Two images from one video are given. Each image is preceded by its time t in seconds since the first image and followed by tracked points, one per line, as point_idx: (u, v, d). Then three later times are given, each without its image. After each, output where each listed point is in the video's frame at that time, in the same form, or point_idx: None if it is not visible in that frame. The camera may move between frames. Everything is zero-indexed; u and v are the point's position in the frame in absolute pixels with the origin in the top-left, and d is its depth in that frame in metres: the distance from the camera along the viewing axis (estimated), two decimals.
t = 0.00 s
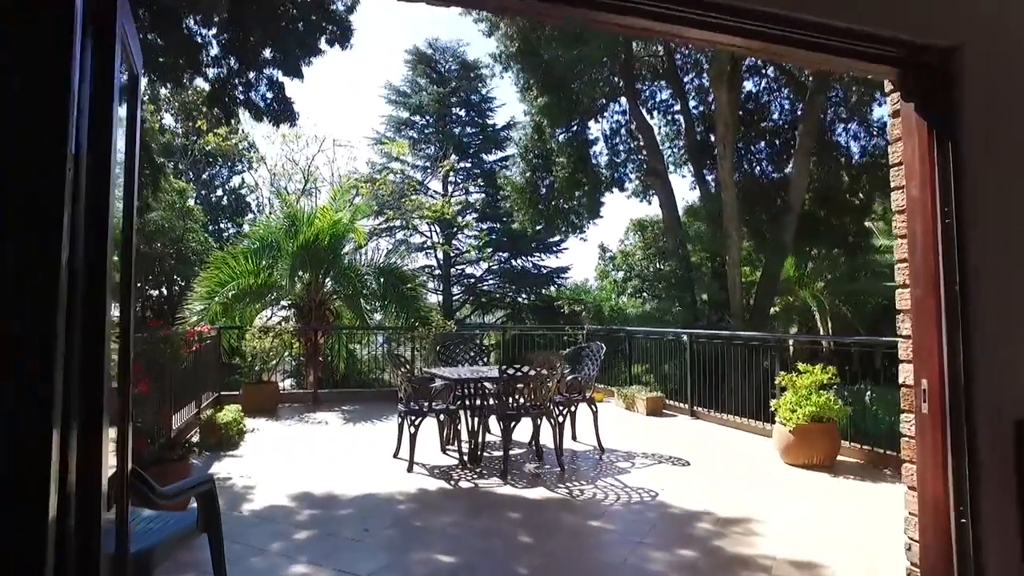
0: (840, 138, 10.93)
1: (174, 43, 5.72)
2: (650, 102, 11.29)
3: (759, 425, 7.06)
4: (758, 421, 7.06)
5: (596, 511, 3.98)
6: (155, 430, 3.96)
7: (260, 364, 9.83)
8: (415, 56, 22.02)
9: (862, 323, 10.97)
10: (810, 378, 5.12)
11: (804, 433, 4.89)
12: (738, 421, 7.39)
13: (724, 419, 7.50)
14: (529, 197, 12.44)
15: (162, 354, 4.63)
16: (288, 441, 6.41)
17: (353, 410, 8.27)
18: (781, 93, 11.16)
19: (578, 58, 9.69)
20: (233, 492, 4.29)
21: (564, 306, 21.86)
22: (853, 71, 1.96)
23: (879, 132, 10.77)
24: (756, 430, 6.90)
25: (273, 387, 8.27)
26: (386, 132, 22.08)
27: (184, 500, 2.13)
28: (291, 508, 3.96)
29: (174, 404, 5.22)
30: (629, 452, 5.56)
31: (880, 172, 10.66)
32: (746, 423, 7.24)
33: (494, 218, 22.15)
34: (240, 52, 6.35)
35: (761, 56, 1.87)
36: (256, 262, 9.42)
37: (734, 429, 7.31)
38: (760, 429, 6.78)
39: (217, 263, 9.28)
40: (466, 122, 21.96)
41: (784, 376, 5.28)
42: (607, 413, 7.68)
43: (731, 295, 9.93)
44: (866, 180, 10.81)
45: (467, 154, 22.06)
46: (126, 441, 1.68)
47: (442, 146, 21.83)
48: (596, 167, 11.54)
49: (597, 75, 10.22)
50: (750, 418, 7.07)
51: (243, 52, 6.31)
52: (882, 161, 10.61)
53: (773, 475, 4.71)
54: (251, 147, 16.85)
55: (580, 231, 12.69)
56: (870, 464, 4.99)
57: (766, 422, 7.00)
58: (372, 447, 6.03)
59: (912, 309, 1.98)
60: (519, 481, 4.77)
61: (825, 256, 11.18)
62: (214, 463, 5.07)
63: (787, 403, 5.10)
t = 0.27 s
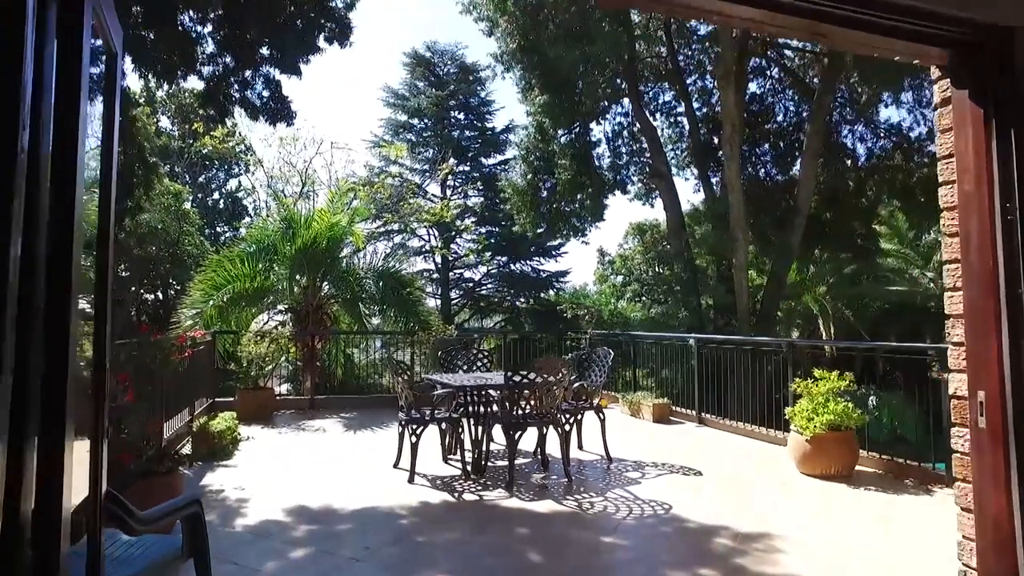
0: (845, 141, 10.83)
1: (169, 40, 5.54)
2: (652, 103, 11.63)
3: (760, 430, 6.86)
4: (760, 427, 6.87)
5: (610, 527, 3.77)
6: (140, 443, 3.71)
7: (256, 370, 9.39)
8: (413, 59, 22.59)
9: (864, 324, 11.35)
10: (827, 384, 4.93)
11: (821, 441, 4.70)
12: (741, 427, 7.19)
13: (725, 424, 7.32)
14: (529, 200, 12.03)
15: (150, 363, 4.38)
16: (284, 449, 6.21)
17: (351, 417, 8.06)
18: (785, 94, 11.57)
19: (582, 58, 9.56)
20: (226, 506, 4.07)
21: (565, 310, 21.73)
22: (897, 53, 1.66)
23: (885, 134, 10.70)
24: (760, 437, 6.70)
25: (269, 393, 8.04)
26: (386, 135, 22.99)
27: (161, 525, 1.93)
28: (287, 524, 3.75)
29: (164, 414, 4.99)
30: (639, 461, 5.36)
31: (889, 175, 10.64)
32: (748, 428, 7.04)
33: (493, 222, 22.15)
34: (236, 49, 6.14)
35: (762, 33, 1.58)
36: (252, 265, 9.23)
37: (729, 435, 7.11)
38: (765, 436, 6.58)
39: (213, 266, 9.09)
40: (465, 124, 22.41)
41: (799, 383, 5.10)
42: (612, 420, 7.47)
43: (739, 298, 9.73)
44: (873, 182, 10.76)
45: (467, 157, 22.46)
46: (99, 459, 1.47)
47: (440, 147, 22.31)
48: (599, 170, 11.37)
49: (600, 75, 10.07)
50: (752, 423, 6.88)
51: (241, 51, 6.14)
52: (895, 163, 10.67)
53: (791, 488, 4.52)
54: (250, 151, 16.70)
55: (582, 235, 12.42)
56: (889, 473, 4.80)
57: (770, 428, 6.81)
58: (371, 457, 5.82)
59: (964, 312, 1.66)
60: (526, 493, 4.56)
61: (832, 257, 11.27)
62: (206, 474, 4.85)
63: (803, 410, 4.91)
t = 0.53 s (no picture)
0: (848, 138, 10.67)
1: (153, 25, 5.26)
2: (651, 101, 11.87)
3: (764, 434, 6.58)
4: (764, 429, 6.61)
5: (619, 540, 3.55)
6: (110, 455, 3.40)
7: (244, 373, 8.75)
8: (406, 58, 22.49)
9: (859, 322, 11.55)
10: (842, 386, 4.71)
11: (838, 446, 4.51)
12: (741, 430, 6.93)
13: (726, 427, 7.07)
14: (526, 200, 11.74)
15: (124, 368, 4.07)
16: (274, 454, 5.96)
17: (344, 420, 7.79)
18: (785, 91, 11.46)
19: (581, 52, 9.33)
20: (209, 518, 3.82)
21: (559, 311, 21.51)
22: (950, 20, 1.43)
23: (887, 131, 10.56)
24: (766, 440, 6.44)
25: (259, 395, 7.75)
26: (378, 134, 22.83)
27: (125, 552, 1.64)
28: (274, 537, 3.51)
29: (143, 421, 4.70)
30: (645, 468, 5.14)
31: (891, 173, 10.50)
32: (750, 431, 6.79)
33: (488, 222, 21.92)
34: (222, 39, 5.86)
35: None
36: (241, 264, 8.99)
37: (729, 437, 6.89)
38: (771, 440, 6.34)
39: (201, 265, 8.89)
40: (459, 123, 22.16)
41: (812, 385, 4.90)
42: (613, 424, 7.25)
43: (742, 298, 9.51)
44: (875, 180, 10.62)
45: (461, 157, 22.20)
46: (43, 476, 1.16)
47: (433, 146, 22.09)
48: (597, 167, 11.15)
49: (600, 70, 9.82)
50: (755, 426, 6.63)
51: (230, 40, 5.87)
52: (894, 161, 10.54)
53: (806, 497, 4.31)
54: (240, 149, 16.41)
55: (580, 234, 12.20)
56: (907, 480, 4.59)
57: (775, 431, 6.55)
58: (364, 463, 5.56)
59: None
60: (528, 502, 4.33)
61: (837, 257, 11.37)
62: (190, 482, 4.60)
63: (816, 412, 4.70)
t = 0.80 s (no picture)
0: (850, 140, 10.58)
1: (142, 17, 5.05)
2: (651, 101, 11.71)
3: (771, 443, 6.38)
4: (772, 437, 6.40)
5: (634, 559, 3.33)
6: (85, 469, 3.13)
7: (235, 377, 8.77)
8: (401, 60, 22.44)
9: (858, 327, 11.41)
10: (857, 393, 4.51)
11: (857, 456, 4.31)
12: (748, 438, 6.72)
13: (731, 435, 6.88)
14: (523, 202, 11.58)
15: (105, 376, 3.84)
16: (265, 464, 5.73)
17: (338, 427, 7.57)
18: (786, 93, 11.34)
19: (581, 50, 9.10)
20: (194, 536, 3.59)
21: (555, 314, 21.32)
22: None
23: (890, 132, 10.48)
24: (774, 449, 6.25)
25: (251, 401, 7.51)
26: (373, 136, 22.69)
27: None
28: (264, 557, 3.28)
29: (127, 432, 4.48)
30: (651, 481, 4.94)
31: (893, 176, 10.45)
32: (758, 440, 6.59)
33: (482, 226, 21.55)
34: (213, 32, 5.63)
35: None
36: (233, 266, 8.71)
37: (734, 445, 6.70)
38: (780, 449, 6.13)
39: (192, 267, 8.64)
40: (454, 125, 22.06)
41: (827, 392, 4.70)
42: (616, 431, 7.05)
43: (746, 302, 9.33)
44: (878, 182, 10.54)
45: (456, 160, 22.01)
46: None
47: (429, 149, 21.96)
48: (597, 167, 10.99)
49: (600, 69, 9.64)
50: (763, 435, 6.43)
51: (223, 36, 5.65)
52: (896, 162, 10.50)
53: (825, 511, 4.12)
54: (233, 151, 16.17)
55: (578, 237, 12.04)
56: (926, 492, 4.40)
57: (784, 439, 6.35)
58: (360, 474, 5.33)
59: None
60: (533, 516, 4.12)
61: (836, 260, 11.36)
62: (176, 495, 4.37)
63: (832, 420, 4.51)
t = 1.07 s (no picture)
0: (855, 139, 10.45)
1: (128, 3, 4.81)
2: (651, 99, 11.50)
3: (780, 447, 6.17)
4: (782, 441, 6.19)
5: None
6: (59, 477, 3.03)
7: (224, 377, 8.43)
8: (397, 59, 22.25)
9: (858, 327, 11.30)
10: (879, 397, 4.29)
11: (880, 463, 4.10)
12: (756, 443, 6.50)
13: (739, 439, 6.66)
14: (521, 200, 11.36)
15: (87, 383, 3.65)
16: (257, 471, 5.50)
17: (333, 432, 7.32)
18: (790, 90, 11.15)
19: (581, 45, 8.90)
20: (178, 552, 3.36)
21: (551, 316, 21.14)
22: None
23: (895, 130, 10.33)
24: (785, 453, 6.03)
25: (243, 404, 7.27)
26: (368, 136, 22.47)
27: None
28: None
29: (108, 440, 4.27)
30: (661, 488, 4.72)
31: (898, 175, 10.30)
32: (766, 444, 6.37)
33: (478, 226, 21.23)
34: (203, 21, 5.38)
35: None
36: (224, 266, 8.51)
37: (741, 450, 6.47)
38: (790, 454, 5.92)
39: (182, 267, 8.44)
40: (449, 125, 21.87)
41: (846, 395, 4.49)
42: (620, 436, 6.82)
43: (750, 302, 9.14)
44: (883, 181, 10.37)
45: (452, 160, 21.86)
46: None
47: (424, 149, 21.72)
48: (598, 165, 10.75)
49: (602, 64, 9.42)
50: (771, 439, 6.22)
51: (214, 24, 5.41)
52: (901, 160, 10.35)
53: (847, 521, 3.91)
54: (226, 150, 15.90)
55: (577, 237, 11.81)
56: (951, 501, 4.20)
57: (793, 443, 6.14)
58: (356, 481, 5.10)
59: None
60: (539, 528, 3.88)
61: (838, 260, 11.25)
62: (161, 506, 4.13)
63: (853, 424, 4.29)
